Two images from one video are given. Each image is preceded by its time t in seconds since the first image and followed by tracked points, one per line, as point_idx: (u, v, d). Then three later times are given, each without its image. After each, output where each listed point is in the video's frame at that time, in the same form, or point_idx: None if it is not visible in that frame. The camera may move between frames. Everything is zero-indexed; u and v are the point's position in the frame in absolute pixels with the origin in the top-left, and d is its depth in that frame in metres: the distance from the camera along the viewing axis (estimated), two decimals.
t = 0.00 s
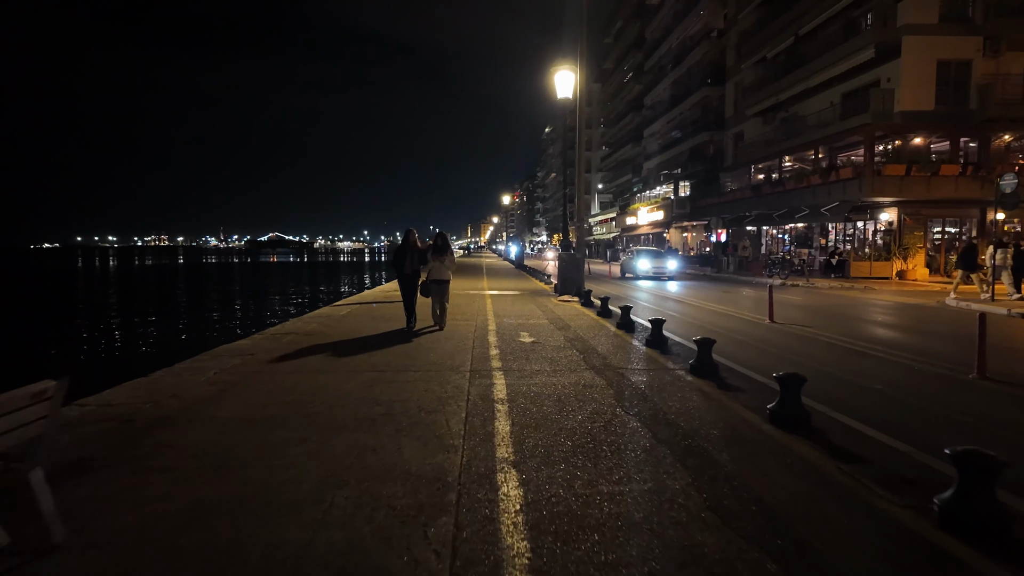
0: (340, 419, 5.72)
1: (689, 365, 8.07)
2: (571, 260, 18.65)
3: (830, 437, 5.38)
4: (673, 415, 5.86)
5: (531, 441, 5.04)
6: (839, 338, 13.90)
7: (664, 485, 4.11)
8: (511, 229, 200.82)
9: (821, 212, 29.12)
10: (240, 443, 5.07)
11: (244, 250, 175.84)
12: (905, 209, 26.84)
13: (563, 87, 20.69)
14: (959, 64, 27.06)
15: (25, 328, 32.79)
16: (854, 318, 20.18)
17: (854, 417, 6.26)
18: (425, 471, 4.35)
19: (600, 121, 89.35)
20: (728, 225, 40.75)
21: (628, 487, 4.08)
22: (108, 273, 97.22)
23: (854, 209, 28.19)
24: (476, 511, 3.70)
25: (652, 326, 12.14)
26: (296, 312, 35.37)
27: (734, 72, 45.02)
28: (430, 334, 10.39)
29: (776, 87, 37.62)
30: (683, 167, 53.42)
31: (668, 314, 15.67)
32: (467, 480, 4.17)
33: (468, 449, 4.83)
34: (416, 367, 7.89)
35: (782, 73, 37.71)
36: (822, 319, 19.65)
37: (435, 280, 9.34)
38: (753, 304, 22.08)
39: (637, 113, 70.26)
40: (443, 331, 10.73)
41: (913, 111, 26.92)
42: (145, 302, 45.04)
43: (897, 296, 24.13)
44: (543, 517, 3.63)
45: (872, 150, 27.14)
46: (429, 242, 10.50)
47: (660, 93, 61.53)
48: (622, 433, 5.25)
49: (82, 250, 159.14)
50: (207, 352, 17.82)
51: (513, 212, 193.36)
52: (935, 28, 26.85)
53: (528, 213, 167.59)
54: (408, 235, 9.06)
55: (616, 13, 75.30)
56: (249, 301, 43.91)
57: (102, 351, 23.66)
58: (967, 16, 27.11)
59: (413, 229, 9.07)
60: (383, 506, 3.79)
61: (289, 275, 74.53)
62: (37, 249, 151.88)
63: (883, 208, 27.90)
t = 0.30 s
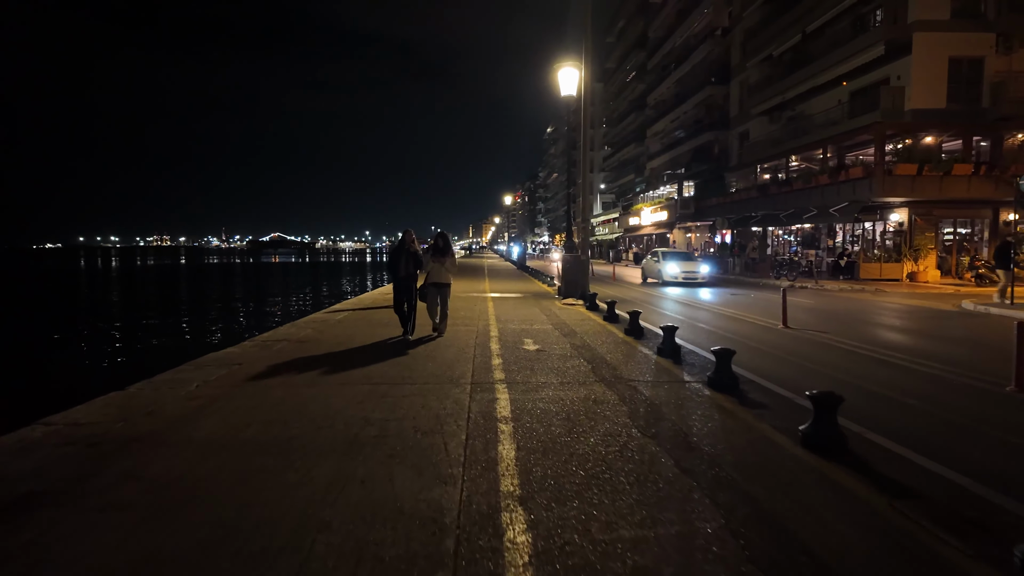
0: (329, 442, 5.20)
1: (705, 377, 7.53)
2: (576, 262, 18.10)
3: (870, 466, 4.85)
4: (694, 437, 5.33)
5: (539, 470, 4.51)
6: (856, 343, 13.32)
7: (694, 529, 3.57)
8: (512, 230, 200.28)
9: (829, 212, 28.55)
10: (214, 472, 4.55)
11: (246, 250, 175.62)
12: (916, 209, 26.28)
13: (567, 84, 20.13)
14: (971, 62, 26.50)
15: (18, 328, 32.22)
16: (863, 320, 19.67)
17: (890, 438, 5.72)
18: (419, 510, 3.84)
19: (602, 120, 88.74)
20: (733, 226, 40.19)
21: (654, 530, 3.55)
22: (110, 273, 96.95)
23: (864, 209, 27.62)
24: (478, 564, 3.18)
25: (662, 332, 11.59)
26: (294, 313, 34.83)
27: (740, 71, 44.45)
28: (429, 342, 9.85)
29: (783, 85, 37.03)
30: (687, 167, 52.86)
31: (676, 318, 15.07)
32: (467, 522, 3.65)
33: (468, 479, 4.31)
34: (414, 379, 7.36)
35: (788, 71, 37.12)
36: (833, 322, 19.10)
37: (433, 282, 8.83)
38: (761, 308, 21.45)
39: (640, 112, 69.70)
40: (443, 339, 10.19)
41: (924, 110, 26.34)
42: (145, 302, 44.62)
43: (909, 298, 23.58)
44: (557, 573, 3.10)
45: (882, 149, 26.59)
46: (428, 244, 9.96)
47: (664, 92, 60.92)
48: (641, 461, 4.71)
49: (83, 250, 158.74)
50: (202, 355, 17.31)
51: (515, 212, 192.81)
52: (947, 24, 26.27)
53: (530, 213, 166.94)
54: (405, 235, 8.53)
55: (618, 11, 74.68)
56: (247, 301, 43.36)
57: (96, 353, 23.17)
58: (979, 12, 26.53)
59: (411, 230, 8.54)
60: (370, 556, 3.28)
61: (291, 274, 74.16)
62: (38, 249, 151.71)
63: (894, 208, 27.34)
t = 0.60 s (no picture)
0: (319, 460, 4.65)
1: (728, 384, 6.96)
2: (584, 261, 17.52)
3: (926, 488, 4.30)
4: (723, 455, 4.78)
5: (552, 495, 3.95)
6: (880, 344, 12.67)
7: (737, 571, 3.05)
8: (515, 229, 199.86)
9: (840, 210, 27.98)
10: (185, 496, 4.01)
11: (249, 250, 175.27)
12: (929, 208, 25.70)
13: (573, 78, 19.60)
14: (985, 57, 25.92)
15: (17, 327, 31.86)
16: (876, 321, 19.10)
17: (941, 453, 5.16)
18: (416, 544, 3.31)
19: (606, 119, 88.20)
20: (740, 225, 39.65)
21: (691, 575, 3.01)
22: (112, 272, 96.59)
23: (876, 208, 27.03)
24: None
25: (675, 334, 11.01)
26: (295, 312, 34.38)
27: (746, 68, 43.87)
28: (430, 346, 9.27)
29: (792, 81, 36.43)
30: (692, 166, 52.30)
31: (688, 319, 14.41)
32: (471, 562, 3.11)
33: (471, 506, 3.77)
34: (413, 387, 6.79)
35: (797, 67, 36.52)
36: (846, 322, 18.49)
37: (433, 284, 8.20)
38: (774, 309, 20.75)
39: (645, 110, 69.13)
40: (444, 343, 9.63)
41: (938, 105, 25.73)
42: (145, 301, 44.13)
43: (922, 299, 23.01)
44: None
45: (895, 146, 25.96)
46: (429, 243, 9.39)
47: (669, 90, 60.34)
48: (667, 484, 4.16)
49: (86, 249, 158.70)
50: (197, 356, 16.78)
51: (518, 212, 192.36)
52: (961, 18, 25.67)
53: (533, 213, 166.50)
54: (399, 231, 7.97)
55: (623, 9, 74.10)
56: (248, 301, 42.93)
57: (92, 353, 22.70)
58: (995, 6, 25.93)
59: (406, 225, 7.97)
60: None
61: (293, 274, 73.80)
62: (42, 247, 151.59)
63: (907, 206, 26.75)
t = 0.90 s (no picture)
0: (297, 486, 4.16)
1: (744, 396, 6.44)
2: (586, 262, 16.98)
3: (980, 515, 3.81)
4: (748, 479, 4.27)
5: (555, 527, 3.47)
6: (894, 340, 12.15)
7: None
8: (516, 230, 199.58)
9: (847, 209, 27.48)
10: (140, 529, 3.52)
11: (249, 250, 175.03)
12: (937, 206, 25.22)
13: (575, 74, 19.10)
14: (995, 53, 25.51)
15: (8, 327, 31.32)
16: (883, 320, 18.62)
17: (985, 472, 4.68)
18: None
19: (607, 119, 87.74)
20: (743, 225, 39.19)
21: None
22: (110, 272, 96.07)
23: (883, 207, 26.56)
24: None
25: (684, 338, 10.47)
26: (293, 313, 33.95)
27: (750, 66, 43.44)
28: (425, 352, 8.75)
29: (796, 79, 35.97)
30: (695, 165, 51.84)
31: (696, 322, 13.76)
32: None
33: (466, 543, 3.29)
34: (406, 398, 6.28)
35: (802, 64, 36.06)
36: (853, 320, 18.01)
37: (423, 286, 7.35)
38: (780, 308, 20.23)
39: (646, 110, 68.67)
40: (440, 349, 9.11)
41: (947, 102, 25.26)
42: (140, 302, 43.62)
43: (931, 300, 22.48)
44: None
45: (903, 143, 25.45)
46: (416, 244, 8.80)
47: (670, 89, 59.93)
48: (688, 514, 3.67)
49: (86, 249, 158.31)
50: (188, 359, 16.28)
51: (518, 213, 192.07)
52: (972, 13, 25.20)
53: (534, 214, 166.29)
54: (383, 229, 7.47)
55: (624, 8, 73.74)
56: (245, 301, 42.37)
57: (82, 354, 22.18)
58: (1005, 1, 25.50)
59: (391, 223, 7.51)
60: None
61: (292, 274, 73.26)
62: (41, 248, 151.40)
63: (915, 206, 26.29)
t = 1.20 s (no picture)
0: (261, 521, 3.62)
1: (764, 409, 5.90)
2: (588, 261, 16.37)
3: None
4: (778, 510, 3.75)
5: None
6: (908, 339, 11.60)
7: None
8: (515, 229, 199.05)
9: (853, 207, 26.93)
10: None
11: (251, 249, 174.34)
12: (946, 204, 24.65)
13: (575, 67, 18.53)
14: (1005, 48, 25.02)
15: None
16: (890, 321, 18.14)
17: None
18: None
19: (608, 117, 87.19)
20: (746, 223, 38.65)
21: None
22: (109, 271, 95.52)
23: (890, 205, 26.01)
24: None
25: (693, 343, 9.90)
26: (289, 313, 33.36)
27: (752, 62, 42.92)
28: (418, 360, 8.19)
29: (800, 75, 35.46)
30: (696, 163, 51.33)
31: (704, 325, 13.16)
32: None
33: None
34: (395, 412, 5.74)
35: (806, 60, 35.53)
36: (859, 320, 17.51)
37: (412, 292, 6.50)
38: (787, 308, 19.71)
39: (647, 108, 68.13)
40: (435, 357, 8.55)
41: (956, 98, 24.74)
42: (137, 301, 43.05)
43: (940, 300, 21.94)
44: None
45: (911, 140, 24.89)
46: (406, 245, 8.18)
47: (671, 87, 59.40)
48: (714, 560, 3.14)
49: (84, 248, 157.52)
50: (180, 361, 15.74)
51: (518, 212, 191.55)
52: (981, 7, 24.70)
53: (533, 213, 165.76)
54: (367, 224, 6.97)
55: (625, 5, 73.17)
56: (240, 300, 41.72)
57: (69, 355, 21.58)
58: None
59: (376, 218, 7.00)
60: None
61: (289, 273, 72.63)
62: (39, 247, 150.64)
63: (923, 204, 25.70)
